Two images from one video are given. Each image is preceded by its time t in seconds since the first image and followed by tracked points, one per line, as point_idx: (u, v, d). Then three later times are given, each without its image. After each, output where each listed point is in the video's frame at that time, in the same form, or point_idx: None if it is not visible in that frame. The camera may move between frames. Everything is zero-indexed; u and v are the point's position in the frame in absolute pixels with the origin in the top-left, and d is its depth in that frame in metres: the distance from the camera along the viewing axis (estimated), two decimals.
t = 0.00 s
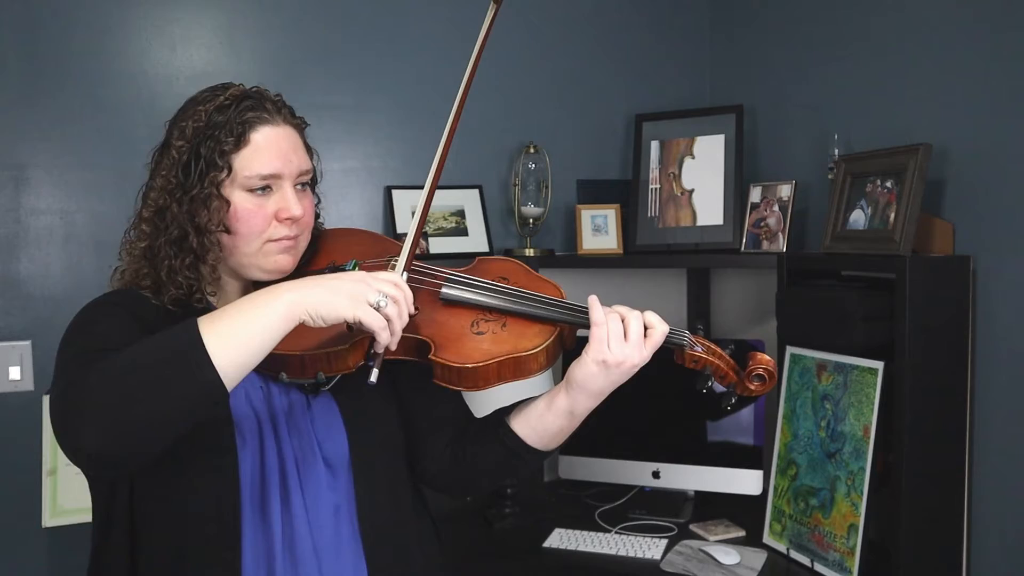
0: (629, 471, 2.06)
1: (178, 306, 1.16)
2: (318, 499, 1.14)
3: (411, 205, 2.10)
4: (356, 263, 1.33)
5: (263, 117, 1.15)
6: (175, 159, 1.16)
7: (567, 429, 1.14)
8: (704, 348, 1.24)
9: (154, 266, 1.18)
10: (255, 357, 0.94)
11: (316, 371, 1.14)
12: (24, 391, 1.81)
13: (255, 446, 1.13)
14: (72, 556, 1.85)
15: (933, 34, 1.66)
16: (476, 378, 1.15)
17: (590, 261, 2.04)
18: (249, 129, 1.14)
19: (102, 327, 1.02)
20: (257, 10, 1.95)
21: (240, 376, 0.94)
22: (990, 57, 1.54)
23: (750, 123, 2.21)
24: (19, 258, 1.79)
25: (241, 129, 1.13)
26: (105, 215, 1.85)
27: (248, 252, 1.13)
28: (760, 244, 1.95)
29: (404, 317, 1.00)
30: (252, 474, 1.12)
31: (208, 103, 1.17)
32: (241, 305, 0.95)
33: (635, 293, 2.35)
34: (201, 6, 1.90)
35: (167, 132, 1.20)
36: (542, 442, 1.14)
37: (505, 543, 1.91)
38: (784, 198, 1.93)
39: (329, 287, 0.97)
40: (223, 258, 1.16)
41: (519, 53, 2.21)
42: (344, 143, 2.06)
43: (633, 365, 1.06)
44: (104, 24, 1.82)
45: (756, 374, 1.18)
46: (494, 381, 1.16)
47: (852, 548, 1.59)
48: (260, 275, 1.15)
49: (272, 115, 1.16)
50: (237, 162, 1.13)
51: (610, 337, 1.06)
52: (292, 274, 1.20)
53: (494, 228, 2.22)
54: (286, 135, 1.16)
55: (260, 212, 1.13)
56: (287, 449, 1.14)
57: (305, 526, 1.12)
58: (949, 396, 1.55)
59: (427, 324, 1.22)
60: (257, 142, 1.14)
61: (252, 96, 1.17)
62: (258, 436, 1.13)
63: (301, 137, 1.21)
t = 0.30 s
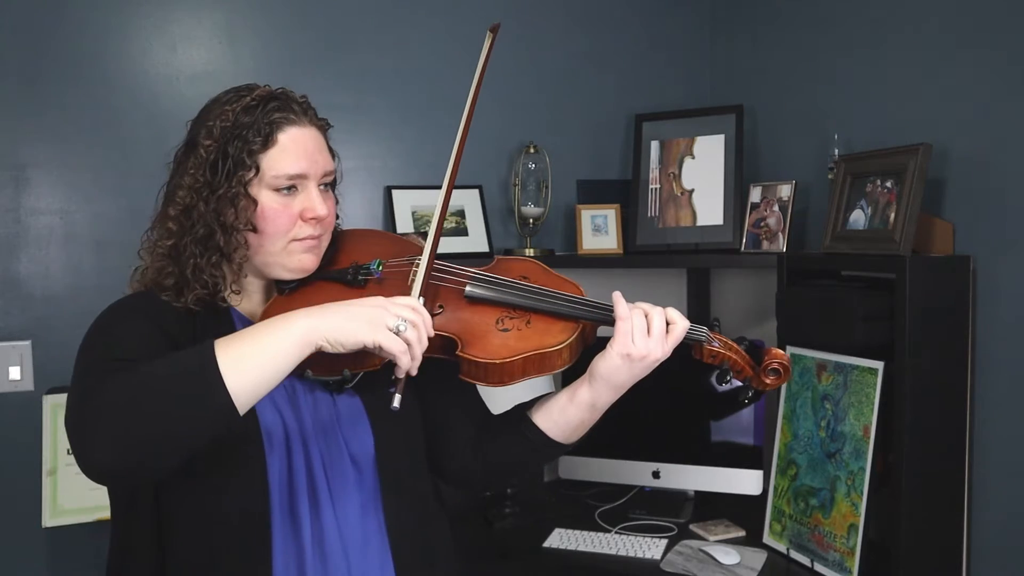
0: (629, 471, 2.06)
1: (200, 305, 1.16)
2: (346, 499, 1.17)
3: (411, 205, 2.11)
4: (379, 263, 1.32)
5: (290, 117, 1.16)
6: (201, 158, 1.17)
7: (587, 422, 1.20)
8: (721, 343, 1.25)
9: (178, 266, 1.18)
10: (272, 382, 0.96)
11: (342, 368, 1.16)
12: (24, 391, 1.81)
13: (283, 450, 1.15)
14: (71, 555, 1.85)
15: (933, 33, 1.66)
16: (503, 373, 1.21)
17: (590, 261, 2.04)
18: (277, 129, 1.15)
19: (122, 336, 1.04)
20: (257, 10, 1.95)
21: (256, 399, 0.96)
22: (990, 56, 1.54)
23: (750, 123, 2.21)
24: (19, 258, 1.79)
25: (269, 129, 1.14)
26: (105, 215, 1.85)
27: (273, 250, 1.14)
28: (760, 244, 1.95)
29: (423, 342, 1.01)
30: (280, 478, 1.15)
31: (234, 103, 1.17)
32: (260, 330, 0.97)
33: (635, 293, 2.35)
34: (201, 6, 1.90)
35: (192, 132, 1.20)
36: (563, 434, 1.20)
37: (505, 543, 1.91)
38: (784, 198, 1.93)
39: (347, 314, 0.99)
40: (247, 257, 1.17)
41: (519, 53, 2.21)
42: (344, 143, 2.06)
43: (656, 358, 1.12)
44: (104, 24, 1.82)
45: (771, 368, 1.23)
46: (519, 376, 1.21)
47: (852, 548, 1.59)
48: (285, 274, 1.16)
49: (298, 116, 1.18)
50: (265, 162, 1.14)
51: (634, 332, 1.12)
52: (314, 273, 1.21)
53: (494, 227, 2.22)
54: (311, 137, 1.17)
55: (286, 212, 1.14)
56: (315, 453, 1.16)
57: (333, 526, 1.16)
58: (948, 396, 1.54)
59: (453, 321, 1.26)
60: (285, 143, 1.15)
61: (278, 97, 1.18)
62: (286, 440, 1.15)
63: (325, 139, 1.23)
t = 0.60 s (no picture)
0: (629, 471, 2.06)
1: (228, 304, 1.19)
2: (376, 502, 1.19)
3: (411, 205, 2.11)
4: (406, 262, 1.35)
5: (320, 119, 1.18)
6: (232, 158, 1.19)
7: (610, 417, 1.23)
8: (739, 340, 1.26)
9: (208, 264, 1.20)
10: (296, 400, 0.97)
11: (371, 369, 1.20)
12: (24, 391, 1.81)
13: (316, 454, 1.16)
14: (71, 555, 1.86)
15: (932, 33, 1.66)
16: (529, 370, 1.21)
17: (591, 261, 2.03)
18: (307, 130, 1.17)
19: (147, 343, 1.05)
20: (257, 10, 1.95)
21: (281, 417, 0.97)
22: (990, 56, 1.54)
23: (750, 123, 2.21)
24: (19, 258, 1.79)
25: (300, 130, 1.16)
26: (106, 215, 1.85)
27: (302, 250, 1.16)
28: (760, 244, 1.95)
29: (450, 365, 0.99)
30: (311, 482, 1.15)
31: (265, 104, 1.19)
32: (287, 350, 0.98)
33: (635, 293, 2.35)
34: (201, 6, 1.90)
35: (224, 133, 1.22)
36: (586, 428, 1.25)
37: (505, 543, 1.91)
38: (784, 197, 1.93)
39: (374, 337, 0.98)
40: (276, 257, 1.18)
41: (519, 54, 2.22)
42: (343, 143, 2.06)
43: (678, 354, 1.15)
44: (104, 24, 1.82)
45: (788, 364, 1.23)
46: (546, 372, 1.22)
47: (852, 548, 1.59)
48: (313, 272, 1.18)
49: (328, 117, 1.20)
50: (296, 162, 1.16)
51: (657, 328, 1.15)
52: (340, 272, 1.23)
53: (494, 227, 2.23)
54: (340, 138, 1.19)
55: (315, 212, 1.15)
56: (347, 456, 1.18)
57: (366, 528, 1.17)
58: (948, 395, 1.54)
59: (479, 320, 1.28)
60: (315, 144, 1.17)
61: (308, 99, 1.20)
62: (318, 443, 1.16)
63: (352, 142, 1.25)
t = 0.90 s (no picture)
0: (629, 471, 2.06)
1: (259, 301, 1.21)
2: (405, 494, 1.23)
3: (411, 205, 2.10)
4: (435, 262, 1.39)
5: (353, 122, 1.21)
6: (267, 159, 1.21)
7: (633, 414, 1.28)
8: (759, 339, 1.30)
9: (242, 263, 1.22)
10: (321, 418, 0.98)
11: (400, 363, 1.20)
12: (24, 391, 1.82)
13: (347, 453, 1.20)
14: (72, 555, 1.86)
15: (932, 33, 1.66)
16: (556, 367, 1.20)
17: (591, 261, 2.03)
18: (340, 132, 1.20)
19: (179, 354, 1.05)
20: (257, 10, 1.95)
21: (307, 433, 0.99)
22: (990, 56, 1.54)
23: (750, 123, 2.21)
24: (19, 258, 1.80)
25: (334, 132, 1.19)
26: (106, 215, 1.85)
27: (334, 250, 1.20)
28: (760, 244, 1.95)
29: (477, 389, 0.96)
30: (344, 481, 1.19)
31: (298, 107, 1.22)
32: (317, 368, 0.98)
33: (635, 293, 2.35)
34: (201, 6, 1.91)
35: (258, 134, 1.24)
36: (609, 424, 1.29)
37: (505, 543, 1.91)
38: (784, 198, 1.93)
39: (399, 362, 0.97)
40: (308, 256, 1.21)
41: (519, 55, 2.22)
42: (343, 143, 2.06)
43: (701, 352, 1.20)
44: (104, 24, 1.82)
45: (806, 364, 1.28)
46: (572, 370, 1.21)
47: (852, 548, 1.59)
48: (342, 271, 1.21)
49: (360, 120, 1.23)
50: (330, 164, 1.18)
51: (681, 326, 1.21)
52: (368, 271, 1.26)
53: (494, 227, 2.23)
54: (371, 141, 1.22)
55: (347, 212, 1.19)
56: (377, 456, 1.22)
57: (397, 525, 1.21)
58: (948, 395, 1.54)
59: (506, 317, 1.29)
60: (348, 146, 1.20)
61: (341, 102, 1.23)
62: (348, 442, 1.20)
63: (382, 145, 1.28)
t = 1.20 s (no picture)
0: (629, 471, 2.05)
1: (290, 300, 1.21)
2: (434, 492, 1.22)
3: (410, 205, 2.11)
4: (463, 262, 1.43)
5: (384, 125, 1.23)
6: (300, 160, 1.22)
7: (655, 410, 1.28)
8: (777, 336, 1.29)
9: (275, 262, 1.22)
10: (341, 440, 0.98)
11: (427, 359, 1.22)
12: (24, 391, 1.82)
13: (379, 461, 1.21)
14: (72, 554, 1.87)
15: (933, 33, 1.66)
16: (582, 363, 1.22)
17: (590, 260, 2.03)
18: (372, 135, 1.21)
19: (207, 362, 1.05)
20: (257, 10, 1.95)
21: (325, 454, 0.99)
22: (990, 56, 1.54)
23: (750, 123, 2.21)
24: (19, 258, 1.80)
25: (366, 135, 1.20)
26: (106, 215, 1.85)
27: (364, 250, 1.21)
28: (760, 244, 1.95)
29: (500, 414, 0.97)
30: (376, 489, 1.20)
31: (330, 110, 1.23)
32: (341, 390, 0.99)
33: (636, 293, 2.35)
34: (200, 6, 1.91)
35: (291, 136, 1.25)
36: (632, 420, 1.28)
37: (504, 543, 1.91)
38: (784, 197, 1.93)
39: (422, 387, 0.97)
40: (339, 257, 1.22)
41: (518, 55, 2.22)
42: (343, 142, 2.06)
43: (723, 348, 1.21)
44: (104, 24, 1.83)
45: (823, 361, 1.26)
46: (598, 367, 1.22)
47: (852, 548, 1.59)
48: (372, 271, 1.23)
49: (391, 124, 1.24)
50: (361, 165, 1.20)
51: (703, 323, 1.21)
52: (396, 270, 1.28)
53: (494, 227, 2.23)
54: (401, 143, 1.23)
55: (378, 212, 1.20)
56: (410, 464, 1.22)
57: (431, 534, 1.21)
58: (949, 395, 1.54)
59: (532, 314, 1.32)
60: (380, 148, 1.21)
61: (372, 106, 1.24)
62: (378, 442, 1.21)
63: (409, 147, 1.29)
